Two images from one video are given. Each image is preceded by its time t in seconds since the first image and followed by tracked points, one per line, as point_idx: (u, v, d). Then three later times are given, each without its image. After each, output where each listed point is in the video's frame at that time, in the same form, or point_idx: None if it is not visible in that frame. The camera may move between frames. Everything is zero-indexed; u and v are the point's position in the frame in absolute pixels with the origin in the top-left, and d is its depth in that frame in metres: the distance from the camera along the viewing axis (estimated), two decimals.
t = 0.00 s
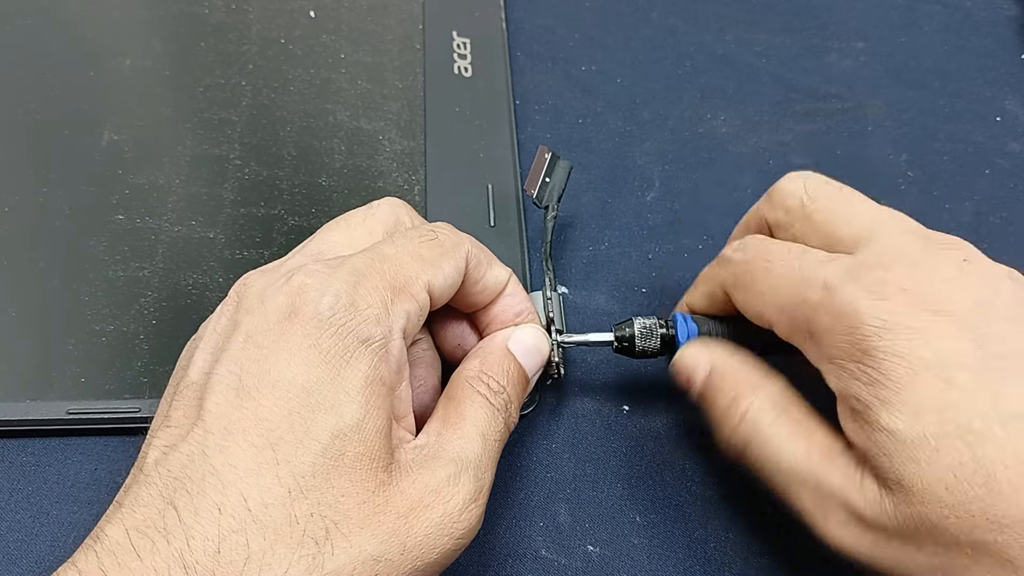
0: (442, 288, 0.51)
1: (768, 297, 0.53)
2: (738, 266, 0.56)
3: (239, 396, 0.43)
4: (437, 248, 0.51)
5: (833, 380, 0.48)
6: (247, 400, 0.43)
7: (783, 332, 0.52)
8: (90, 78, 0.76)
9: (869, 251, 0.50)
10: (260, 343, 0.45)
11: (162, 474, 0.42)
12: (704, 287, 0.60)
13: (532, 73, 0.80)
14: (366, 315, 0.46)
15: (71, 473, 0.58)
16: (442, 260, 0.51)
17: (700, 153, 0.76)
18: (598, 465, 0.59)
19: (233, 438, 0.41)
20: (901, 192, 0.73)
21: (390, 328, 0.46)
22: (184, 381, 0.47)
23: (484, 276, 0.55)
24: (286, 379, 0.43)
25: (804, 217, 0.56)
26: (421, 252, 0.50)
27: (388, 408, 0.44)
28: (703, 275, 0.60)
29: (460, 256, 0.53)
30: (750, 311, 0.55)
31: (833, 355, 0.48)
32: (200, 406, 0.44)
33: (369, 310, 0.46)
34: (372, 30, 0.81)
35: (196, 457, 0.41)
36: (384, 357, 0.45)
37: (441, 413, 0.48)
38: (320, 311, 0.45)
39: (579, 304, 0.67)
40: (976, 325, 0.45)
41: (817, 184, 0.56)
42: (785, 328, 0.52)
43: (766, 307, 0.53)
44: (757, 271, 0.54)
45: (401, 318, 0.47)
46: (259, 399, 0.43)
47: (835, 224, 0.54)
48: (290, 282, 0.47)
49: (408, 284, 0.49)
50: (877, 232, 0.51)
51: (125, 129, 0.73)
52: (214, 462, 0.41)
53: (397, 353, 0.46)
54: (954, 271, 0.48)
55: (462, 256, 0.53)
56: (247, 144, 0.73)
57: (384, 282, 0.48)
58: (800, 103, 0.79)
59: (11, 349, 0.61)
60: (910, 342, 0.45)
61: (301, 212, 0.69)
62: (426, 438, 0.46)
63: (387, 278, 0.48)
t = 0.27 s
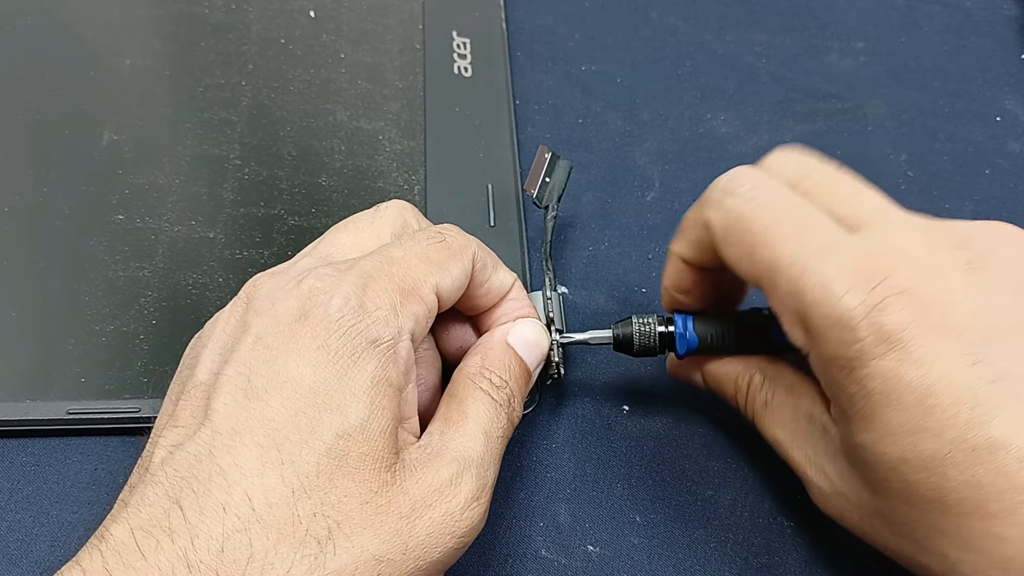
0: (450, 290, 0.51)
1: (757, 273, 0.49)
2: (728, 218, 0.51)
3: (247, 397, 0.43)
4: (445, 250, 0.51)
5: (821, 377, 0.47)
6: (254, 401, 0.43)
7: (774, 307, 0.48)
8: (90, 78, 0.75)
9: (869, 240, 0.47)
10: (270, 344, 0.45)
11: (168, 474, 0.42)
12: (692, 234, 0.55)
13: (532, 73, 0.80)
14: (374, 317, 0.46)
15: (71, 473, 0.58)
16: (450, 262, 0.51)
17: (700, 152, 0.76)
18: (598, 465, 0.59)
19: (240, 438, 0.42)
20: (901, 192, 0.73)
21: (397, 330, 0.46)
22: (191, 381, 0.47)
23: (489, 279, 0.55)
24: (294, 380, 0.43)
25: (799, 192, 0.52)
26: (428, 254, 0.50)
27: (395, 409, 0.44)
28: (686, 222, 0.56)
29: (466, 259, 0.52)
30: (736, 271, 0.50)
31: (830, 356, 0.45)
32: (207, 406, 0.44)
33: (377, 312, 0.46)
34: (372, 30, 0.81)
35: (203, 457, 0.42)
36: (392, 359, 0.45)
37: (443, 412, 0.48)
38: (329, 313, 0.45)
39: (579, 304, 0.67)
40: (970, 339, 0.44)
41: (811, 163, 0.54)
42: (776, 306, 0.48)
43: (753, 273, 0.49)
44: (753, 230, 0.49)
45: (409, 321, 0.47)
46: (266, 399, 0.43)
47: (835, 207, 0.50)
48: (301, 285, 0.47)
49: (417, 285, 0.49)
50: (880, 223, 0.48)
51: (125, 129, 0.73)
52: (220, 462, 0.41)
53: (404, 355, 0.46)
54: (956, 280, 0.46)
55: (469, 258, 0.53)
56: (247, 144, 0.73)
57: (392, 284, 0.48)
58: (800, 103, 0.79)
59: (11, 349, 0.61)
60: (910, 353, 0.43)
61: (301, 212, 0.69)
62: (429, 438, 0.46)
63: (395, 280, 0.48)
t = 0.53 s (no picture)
0: (458, 290, 0.51)
1: (778, 309, 0.52)
2: (744, 260, 0.55)
3: (251, 398, 0.43)
4: (452, 249, 0.51)
5: (842, 389, 0.48)
6: (259, 401, 0.43)
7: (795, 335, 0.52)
8: (90, 78, 0.75)
9: (883, 258, 0.50)
10: (276, 346, 0.45)
11: (170, 472, 0.42)
12: (706, 271, 0.59)
13: (532, 73, 0.80)
14: (383, 320, 0.46)
15: (71, 473, 0.58)
16: (457, 261, 0.51)
17: (700, 152, 0.76)
18: (598, 465, 0.60)
19: (244, 438, 0.42)
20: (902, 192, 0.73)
21: (405, 333, 0.46)
22: (196, 380, 0.47)
23: (492, 278, 0.55)
24: (299, 382, 0.43)
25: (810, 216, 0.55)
26: (436, 255, 0.50)
27: (401, 411, 0.44)
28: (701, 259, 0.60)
29: (472, 258, 0.52)
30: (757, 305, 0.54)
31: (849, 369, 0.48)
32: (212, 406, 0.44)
33: (386, 316, 0.46)
34: (372, 30, 0.81)
35: (206, 456, 0.42)
36: (401, 362, 0.45)
37: (444, 413, 0.48)
38: (337, 317, 0.45)
39: (579, 304, 0.67)
40: (989, 340, 0.46)
41: (819, 184, 0.56)
42: (798, 332, 0.51)
43: (773, 313, 0.53)
44: (767, 267, 0.53)
45: (417, 323, 0.47)
46: (271, 401, 0.43)
47: (843, 224, 0.53)
48: (311, 290, 0.47)
49: (425, 287, 0.48)
50: (889, 240, 0.51)
51: (126, 129, 0.73)
52: (224, 462, 0.41)
53: (413, 357, 0.46)
54: (965, 285, 0.48)
55: (476, 256, 0.52)
56: (248, 145, 0.73)
57: (400, 286, 0.48)
58: (800, 103, 0.79)
59: (10, 349, 0.61)
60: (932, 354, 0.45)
61: (301, 212, 0.69)
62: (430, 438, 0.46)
63: (404, 283, 0.48)
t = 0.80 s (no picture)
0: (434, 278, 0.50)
1: (782, 288, 0.49)
2: (745, 229, 0.51)
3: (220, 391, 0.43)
4: (426, 237, 0.51)
5: (847, 376, 0.47)
6: (228, 394, 0.43)
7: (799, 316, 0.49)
8: (90, 78, 0.75)
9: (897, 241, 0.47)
10: (247, 339, 0.45)
11: (144, 467, 0.43)
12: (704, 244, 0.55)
13: (532, 73, 0.80)
14: (354, 311, 0.46)
15: (71, 473, 0.58)
16: (432, 248, 0.50)
17: (700, 152, 0.76)
18: (598, 465, 0.59)
19: (212, 432, 0.42)
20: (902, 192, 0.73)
21: (378, 323, 0.46)
22: (173, 376, 0.47)
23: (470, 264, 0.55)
24: (266, 373, 0.43)
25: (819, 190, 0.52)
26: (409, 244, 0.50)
27: (374, 398, 0.44)
28: (696, 231, 0.56)
29: (447, 243, 0.51)
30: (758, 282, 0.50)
31: (857, 359, 0.46)
32: (182, 400, 0.44)
33: (358, 306, 0.46)
34: (372, 30, 0.81)
35: (177, 450, 0.42)
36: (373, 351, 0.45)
37: (422, 400, 0.47)
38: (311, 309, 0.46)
39: (579, 304, 0.67)
40: (1002, 340, 0.45)
41: (833, 157, 0.53)
42: (802, 313, 0.48)
43: (777, 289, 0.49)
44: (775, 243, 0.49)
45: (391, 313, 0.47)
46: (240, 393, 0.43)
47: (855, 202, 0.50)
48: (282, 284, 0.48)
49: (397, 276, 0.48)
50: (903, 223, 0.48)
51: (126, 129, 0.73)
52: (194, 455, 0.42)
53: (386, 347, 0.46)
54: (981, 288, 0.46)
55: (450, 241, 0.52)
56: (248, 145, 0.73)
57: (372, 276, 0.47)
58: (800, 103, 0.79)
59: (10, 348, 0.61)
60: (943, 355, 0.44)
61: (302, 212, 0.69)
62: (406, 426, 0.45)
63: (375, 273, 0.48)
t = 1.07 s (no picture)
0: (405, 256, 0.50)
1: (834, 283, 0.49)
2: (802, 225, 0.51)
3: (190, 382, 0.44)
4: (394, 217, 0.50)
5: (899, 376, 0.47)
6: (197, 384, 0.44)
7: (851, 312, 0.48)
8: (90, 78, 0.75)
9: (950, 245, 0.48)
10: (217, 329, 0.46)
11: (122, 460, 0.44)
12: (756, 237, 0.55)
13: (532, 73, 0.80)
14: (321, 291, 0.46)
15: (71, 473, 0.58)
16: (400, 226, 0.50)
17: (700, 152, 0.76)
18: (598, 465, 0.59)
19: (181, 421, 0.43)
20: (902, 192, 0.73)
21: (345, 303, 0.46)
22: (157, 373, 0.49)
23: (442, 242, 0.54)
24: (232, 360, 0.44)
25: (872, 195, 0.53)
26: (376, 223, 0.49)
27: (340, 378, 0.44)
28: (746, 224, 0.56)
29: (415, 220, 0.51)
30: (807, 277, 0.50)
31: (912, 357, 0.46)
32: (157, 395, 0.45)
33: (325, 288, 0.46)
34: (372, 30, 0.81)
35: (151, 442, 0.43)
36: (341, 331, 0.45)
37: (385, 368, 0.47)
38: (279, 294, 0.46)
39: (579, 304, 0.67)
40: None
41: (887, 165, 0.55)
42: (856, 310, 0.48)
43: (826, 283, 0.49)
44: (829, 237, 0.49)
45: (360, 291, 0.46)
46: (207, 381, 0.44)
47: (909, 208, 0.51)
48: (253, 275, 0.48)
49: (364, 255, 0.48)
50: (954, 230, 0.49)
51: (126, 129, 0.73)
52: (166, 446, 0.43)
53: (355, 326, 0.45)
54: None
55: (418, 218, 0.51)
56: (248, 145, 0.73)
57: (339, 257, 0.47)
58: (800, 103, 0.79)
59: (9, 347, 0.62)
60: (995, 355, 0.45)
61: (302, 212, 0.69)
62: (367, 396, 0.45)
63: (343, 254, 0.47)
